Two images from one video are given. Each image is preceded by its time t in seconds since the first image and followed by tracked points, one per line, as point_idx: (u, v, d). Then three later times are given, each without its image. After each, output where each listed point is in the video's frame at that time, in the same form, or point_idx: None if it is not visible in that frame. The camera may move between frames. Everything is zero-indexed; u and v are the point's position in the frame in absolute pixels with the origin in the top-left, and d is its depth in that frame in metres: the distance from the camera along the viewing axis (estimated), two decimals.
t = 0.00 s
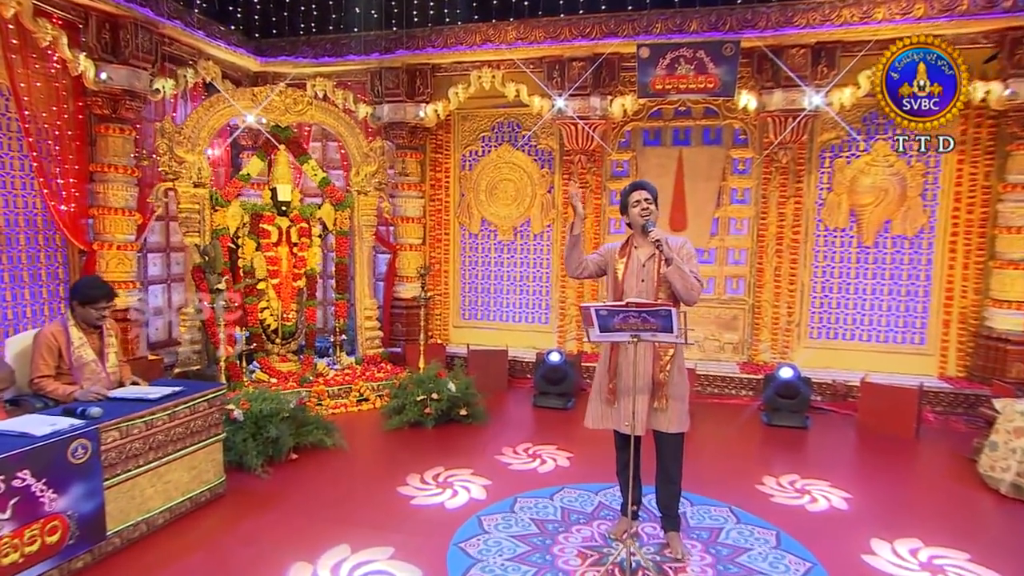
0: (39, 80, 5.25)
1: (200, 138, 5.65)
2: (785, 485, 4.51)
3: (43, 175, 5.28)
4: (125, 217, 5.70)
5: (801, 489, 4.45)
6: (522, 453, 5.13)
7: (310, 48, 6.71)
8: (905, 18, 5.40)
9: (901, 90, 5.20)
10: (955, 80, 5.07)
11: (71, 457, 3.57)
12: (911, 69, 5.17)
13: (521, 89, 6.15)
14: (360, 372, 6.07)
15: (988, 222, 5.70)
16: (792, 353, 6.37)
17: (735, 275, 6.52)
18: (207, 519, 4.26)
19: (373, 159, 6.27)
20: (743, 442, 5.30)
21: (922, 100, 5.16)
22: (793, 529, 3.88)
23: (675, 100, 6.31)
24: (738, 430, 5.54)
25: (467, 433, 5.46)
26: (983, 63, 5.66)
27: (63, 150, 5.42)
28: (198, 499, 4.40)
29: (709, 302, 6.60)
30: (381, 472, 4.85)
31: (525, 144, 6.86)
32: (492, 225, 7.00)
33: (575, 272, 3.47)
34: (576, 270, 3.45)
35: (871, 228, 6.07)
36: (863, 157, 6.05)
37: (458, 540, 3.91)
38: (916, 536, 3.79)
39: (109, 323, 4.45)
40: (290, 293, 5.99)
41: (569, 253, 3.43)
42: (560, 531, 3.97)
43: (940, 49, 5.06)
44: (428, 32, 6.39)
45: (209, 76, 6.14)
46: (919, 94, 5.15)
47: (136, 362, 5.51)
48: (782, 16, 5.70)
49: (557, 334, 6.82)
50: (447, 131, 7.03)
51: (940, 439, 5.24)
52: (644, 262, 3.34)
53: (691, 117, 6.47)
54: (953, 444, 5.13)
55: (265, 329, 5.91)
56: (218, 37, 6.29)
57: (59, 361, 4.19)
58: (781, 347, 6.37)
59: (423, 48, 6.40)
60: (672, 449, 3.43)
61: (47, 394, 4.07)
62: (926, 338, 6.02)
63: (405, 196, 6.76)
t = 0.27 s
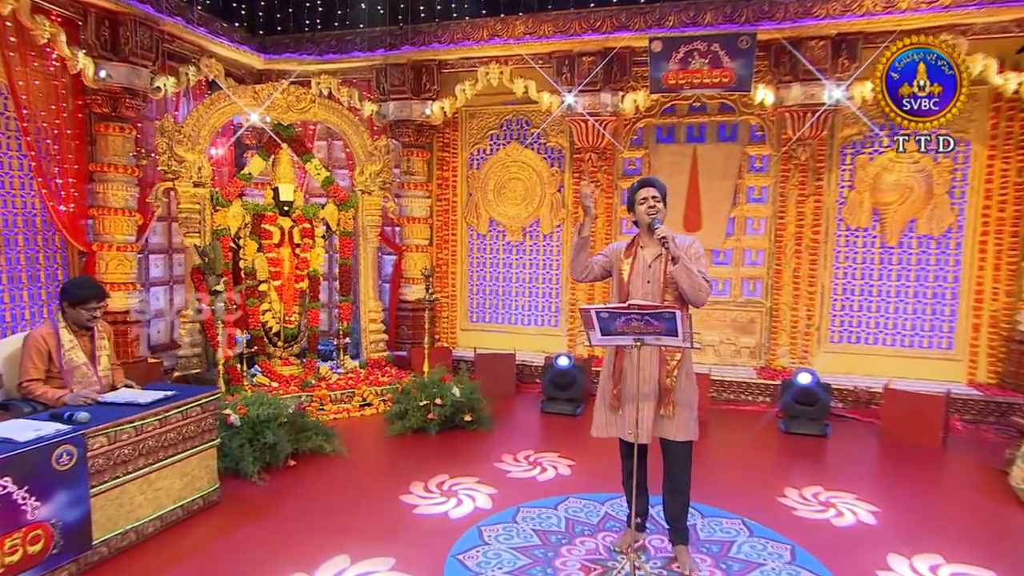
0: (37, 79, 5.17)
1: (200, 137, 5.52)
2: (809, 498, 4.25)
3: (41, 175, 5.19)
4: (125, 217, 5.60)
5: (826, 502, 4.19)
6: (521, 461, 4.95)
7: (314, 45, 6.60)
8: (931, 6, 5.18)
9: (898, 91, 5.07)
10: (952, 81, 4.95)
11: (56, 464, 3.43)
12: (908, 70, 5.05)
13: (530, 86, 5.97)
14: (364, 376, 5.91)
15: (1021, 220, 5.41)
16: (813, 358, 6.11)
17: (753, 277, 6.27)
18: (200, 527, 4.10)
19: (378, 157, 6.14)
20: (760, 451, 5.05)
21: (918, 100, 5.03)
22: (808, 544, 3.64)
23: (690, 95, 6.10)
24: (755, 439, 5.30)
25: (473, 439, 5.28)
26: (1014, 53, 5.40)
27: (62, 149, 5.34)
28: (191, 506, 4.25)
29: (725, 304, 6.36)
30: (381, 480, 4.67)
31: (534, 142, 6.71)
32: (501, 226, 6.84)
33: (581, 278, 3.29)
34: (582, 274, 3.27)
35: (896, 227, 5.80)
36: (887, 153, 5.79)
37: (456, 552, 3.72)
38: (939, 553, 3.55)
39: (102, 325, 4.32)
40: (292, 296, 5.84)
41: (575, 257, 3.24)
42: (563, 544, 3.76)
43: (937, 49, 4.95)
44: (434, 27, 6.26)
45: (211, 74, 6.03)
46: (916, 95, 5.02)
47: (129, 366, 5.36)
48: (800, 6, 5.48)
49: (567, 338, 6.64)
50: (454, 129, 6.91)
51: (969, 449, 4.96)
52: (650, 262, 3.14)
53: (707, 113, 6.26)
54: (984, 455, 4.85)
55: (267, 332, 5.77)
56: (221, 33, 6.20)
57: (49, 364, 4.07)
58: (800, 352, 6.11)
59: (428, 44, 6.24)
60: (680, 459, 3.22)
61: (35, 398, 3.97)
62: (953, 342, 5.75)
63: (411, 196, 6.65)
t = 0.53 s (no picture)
0: (37, 77, 5.08)
1: (202, 135, 5.38)
2: (838, 515, 3.96)
3: (40, 175, 5.09)
4: (126, 218, 5.49)
5: (858, 520, 3.90)
6: (521, 470, 4.71)
7: (320, 41, 6.51)
8: None
9: (897, 91, 4.91)
10: (952, 81, 4.81)
11: (38, 472, 3.22)
12: (907, 71, 4.90)
13: (541, 82, 5.77)
14: (368, 382, 5.71)
15: None
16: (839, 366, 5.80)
17: (774, 279, 5.99)
18: (191, 539, 3.90)
19: (384, 156, 5.98)
20: (782, 464, 4.76)
21: (917, 101, 4.89)
22: (830, 564, 3.37)
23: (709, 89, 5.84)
24: (777, 451, 5.01)
25: (480, 447, 5.05)
26: None
27: (62, 149, 5.24)
28: (182, 516, 4.06)
29: (745, 309, 6.08)
30: (382, 492, 4.45)
31: (546, 140, 6.53)
32: (512, 227, 6.68)
33: (598, 297, 3.11)
34: (600, 295, 3.06)
35: (928, 227, 5.49)
36: (917, 149, 5.48)
37: (455, 567, 3.49)
38: None
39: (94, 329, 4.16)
40: (296, 298, 5.67)
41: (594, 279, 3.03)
42: (566, 560, 3.53)
43: (935, 49, 4.81)
44: (443, 21, 6.13)
45: (214, 72, 5.92)
46: (915, 95, 4.88)
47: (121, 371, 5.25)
48: None
49: (579, 342, 6.42)
50: (464, 127, 6.76)
51: (1009, 463, 4.63)
52: (658, 264, 2.90)
53: (726, 109, 6.00)
54: None
55: (270, 336, 5.60)
56: (225, 30, 6.11)
57: (38, 368, 3.91)
58: (825, 359, 5.81)
59: (437, 39, 6.12)
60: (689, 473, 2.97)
61: (23, 403, 3.81)
62: (989, 349, 5.42)
63: (419, 196, 6.52)
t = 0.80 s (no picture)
0: (34, 74, 4.97)
1: (202, 132, 5.22)
2: (868, 532, 3.68)
3: (37, 173, 4.98)
4: (126, 218, 5.37)
5: (890, 538, 3.61)
6: (518, 479, 4.47)
7: (326, 36, 6.35)
8: None
9: (895, 91, 4.71)
10: (950, 81, 4.62)
11: (17, 479, 3.01)
12: (906, 70, 4.69)
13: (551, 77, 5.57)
14: (372, 386, 5.51)
15: None
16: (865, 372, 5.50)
17: (796, 281, 5.71)
18: (180, 550, 3.68)
19: (390, 154, 5.80)
20: (807, 476, 4.48)
21: (915, 102, 4.69)
22: None
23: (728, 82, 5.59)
24: (801, 462, 4.72)
25: (486, 455, 4.83)
26: None
27: (60, 147, 5.13)
28: (172, 525, 3.84)
29: (765, 311, 5.81)
30: (383, 501, 4.21)
31: (557, 136, 6.33)
32: (522, 226, 6.48)
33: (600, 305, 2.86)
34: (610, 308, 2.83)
35: (961, 224, 5.19)
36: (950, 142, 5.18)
37: None
38: None
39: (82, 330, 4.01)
40: (297, 300, 5.50)
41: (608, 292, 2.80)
42: None
43: (933, 47, 4.62)
44: (450, 14, 5.95)
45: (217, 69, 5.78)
46: (913, 95, 4.68)
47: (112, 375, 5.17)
48: None
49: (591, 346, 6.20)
50: (473, 124, 6.57)
51: None
52: (663, 265, 2.68)
53: (745, 103, 5.74)
54: None
55: (271, 339, 5.42)
56: (227, 25, 5.97)
57: (24, 371, 3.76)
58: (851, 365, 5.52)
59: (444, 32, 5.95)
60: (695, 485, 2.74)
61: (8, 409, 3.66)
62: None
63: (427, 194, 6.35)
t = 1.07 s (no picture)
0: (34, 71, 4.89)
1: (202, 130, 5.10)
2: (896, 549, 3.45)
3: (36, 172, 4.90)
4: (126, 218, 5.27)
5: (920, 555, 3.38)
6: (517, 487, 4.26)
7: (331, 31, 6.28)
8: None
9: (895, 91, 4.49)
10: (950, 80, 4.44)
11: None
12: (905, 70, 4.48)
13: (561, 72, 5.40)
14: (376, 391, 5.35)
15: None
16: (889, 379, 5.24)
17: (817, 282, 5.48)
18: (170, 558, 3.50)
19: (395, 152, 5.66)
20: (828, 488, 4.24)
21: (915, 101, 4.49)
22: None
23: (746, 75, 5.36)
24: (824, 473, 4.46)
25: (490, 461, 4.64)
26: None
27: (59, 146, 5.06)
28: (163, 533, 3.66)
29: (783, 314, 5.58)
30: (384, 509, 4.01)
31: (567, 132, 6.17)
32: (532, 226, 6.31)
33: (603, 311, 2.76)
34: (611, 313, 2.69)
35: (993, 221, 4.93)
36: (981, 135, 4.93)
37: None
38: None
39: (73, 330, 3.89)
40: (300, 301, 5.36)
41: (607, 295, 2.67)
42: None
43: (932, 47, 4.42)
44: (457, 7, 5.85)
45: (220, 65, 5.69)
46: (912, 95, 4.48)
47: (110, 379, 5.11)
48: None
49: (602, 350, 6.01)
50: (484, 119, 6.42)
51: None
52: (667, 267, 2.56)
53: (762, 97, 5.52)
54: None
55: (274, 341, 5.27)
56: (231, 21, 5.91)
57: (13, 374, 3.64)
58: (875, 370, 5.27)
59: (451, 27, 5.86)
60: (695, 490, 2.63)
61: None
62: None
63: (434, 193, 6.20)
